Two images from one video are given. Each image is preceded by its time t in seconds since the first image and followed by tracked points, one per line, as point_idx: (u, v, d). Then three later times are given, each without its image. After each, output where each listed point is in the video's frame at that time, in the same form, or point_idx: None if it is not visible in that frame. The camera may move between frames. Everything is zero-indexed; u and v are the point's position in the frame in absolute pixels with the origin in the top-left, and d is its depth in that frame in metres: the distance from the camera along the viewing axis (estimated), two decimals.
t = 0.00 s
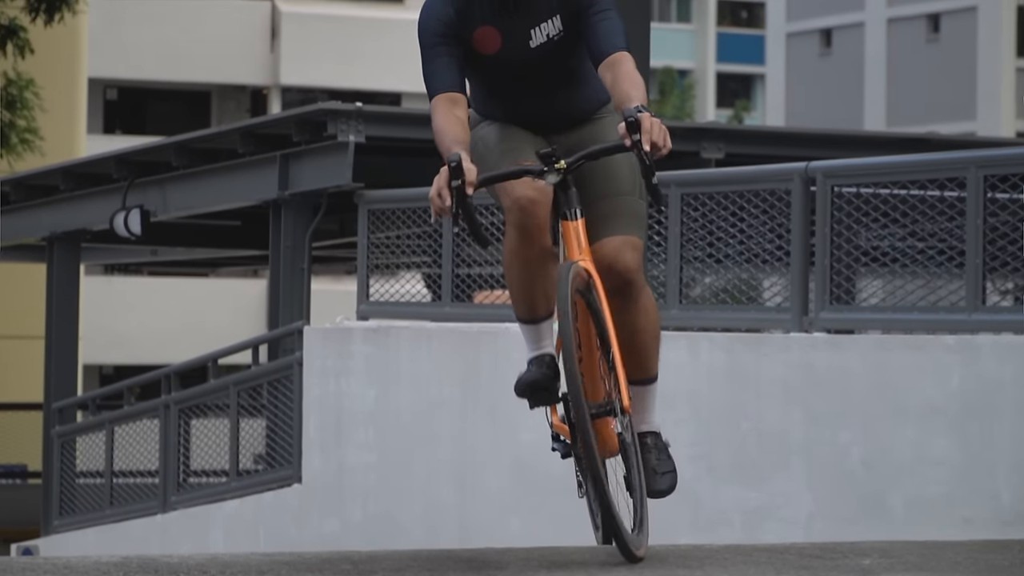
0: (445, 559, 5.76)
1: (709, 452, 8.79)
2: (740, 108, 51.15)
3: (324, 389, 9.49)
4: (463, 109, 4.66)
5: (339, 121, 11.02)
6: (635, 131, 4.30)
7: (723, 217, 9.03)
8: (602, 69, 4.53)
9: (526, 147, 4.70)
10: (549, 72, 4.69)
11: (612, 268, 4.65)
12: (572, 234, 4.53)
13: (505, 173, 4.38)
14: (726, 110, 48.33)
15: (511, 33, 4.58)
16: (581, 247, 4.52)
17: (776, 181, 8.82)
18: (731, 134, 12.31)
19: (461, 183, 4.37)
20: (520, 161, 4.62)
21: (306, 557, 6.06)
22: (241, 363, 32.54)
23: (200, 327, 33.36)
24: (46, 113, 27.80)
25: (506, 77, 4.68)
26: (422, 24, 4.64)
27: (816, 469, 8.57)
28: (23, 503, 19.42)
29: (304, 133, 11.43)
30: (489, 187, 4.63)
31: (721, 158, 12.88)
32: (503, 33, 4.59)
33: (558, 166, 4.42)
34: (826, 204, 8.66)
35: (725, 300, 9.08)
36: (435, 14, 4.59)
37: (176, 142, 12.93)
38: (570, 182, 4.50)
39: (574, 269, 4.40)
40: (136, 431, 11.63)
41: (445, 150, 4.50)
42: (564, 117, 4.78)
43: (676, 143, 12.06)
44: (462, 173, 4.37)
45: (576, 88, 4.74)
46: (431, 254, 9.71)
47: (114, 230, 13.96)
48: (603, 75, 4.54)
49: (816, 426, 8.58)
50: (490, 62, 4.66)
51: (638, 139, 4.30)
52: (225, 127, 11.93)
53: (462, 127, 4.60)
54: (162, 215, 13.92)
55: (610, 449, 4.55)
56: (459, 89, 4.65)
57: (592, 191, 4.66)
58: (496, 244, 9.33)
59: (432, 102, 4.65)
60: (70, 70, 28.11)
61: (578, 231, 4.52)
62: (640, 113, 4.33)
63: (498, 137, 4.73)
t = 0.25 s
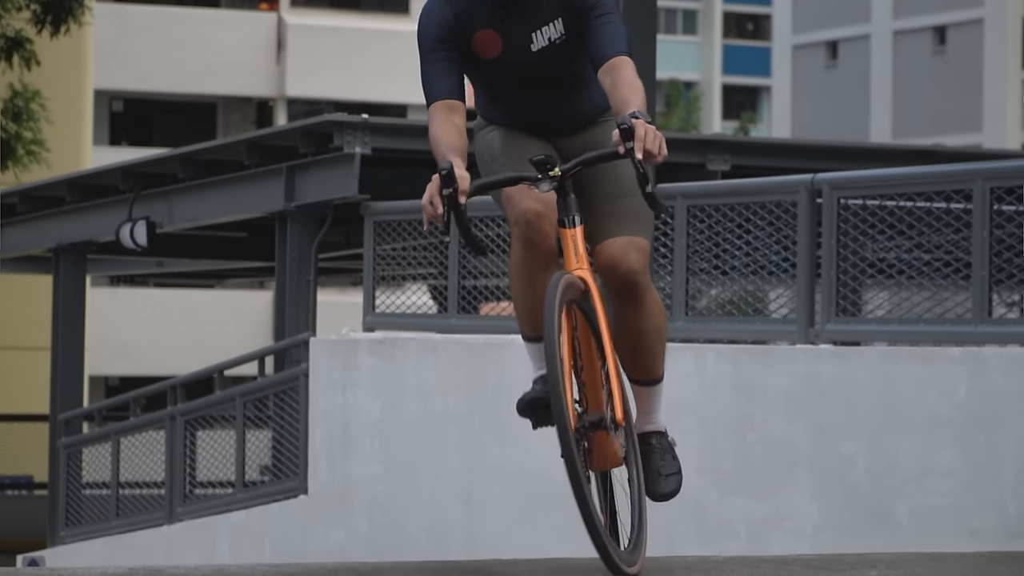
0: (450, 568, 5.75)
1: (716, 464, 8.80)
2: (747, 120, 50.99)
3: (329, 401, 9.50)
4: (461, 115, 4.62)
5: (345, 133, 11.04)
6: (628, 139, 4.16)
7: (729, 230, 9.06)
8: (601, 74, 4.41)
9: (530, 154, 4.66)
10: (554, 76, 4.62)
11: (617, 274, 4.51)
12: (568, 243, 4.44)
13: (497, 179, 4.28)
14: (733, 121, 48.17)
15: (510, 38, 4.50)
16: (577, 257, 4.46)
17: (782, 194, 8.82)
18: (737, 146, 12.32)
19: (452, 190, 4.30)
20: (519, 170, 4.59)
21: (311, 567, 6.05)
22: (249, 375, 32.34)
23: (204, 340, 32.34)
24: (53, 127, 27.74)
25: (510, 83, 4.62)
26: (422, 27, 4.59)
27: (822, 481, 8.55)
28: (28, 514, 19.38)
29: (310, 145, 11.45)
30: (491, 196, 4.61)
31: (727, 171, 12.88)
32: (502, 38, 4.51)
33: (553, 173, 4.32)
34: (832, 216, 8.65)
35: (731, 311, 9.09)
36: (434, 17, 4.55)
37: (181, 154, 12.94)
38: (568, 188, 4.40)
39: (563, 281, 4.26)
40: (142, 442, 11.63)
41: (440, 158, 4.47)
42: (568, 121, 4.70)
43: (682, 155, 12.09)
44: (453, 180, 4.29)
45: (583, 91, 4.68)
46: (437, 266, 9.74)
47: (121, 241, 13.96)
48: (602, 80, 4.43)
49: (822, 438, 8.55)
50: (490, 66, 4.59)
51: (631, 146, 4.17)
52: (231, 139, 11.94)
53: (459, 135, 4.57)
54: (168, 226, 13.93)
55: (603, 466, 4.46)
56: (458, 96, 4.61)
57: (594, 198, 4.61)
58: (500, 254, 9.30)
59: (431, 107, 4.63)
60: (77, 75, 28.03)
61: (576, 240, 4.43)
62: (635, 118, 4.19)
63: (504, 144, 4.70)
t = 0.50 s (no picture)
0: None
1: (725, 473, 8.80)
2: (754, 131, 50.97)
3: (339, 409, 9.53)
4: (458, 118, 4.62)
5: (354, 141, 11.07)
6: (620, 141, 4.04)
7: (738, 239, 9.06)
8: (602, 74, 4.35)
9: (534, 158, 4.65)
10: (557, 77, 4.59)
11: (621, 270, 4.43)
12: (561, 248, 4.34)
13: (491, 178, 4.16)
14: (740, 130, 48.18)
15: (509, 37, 4.48)
16: (570, 262, 4.35)
17: (791, 203, 8.82)
18: (746, 155, 12.34)
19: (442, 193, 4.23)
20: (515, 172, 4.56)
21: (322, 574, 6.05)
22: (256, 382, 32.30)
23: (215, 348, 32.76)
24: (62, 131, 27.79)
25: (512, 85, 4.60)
26: (423, 28, 4.60)
27: (831, 491, 8.52)
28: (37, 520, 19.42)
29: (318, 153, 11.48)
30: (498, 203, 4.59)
31: (736, 180, 12.89)
32: (501, 37, 4.48)
33: (546, 175, 4.23)
34: (841, 226, 8.65)
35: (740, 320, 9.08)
36: (435, 16, 4.55)
37: (191, 162, 12.98)
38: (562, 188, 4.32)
39: (552, 284, 4.13)
40: (150, 450, 11.65)
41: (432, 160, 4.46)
42: (571, 120, 4.68)
43: (691, 164, 12.13)
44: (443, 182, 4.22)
45: (587, 91, 4.66)
46: (445, 274, 9.73)
47: (129, 248, 13.96)
48: (602, 81, 4.37)
49: (831, 448, 8.53)
50: (491, 66, 4.56)
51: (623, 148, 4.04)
52: (240, 146, 11.98)
53: (454, 137, 4.57)
54: (177, 233, 13.96)
55: (602, 473, 4.32)
56: (455, 98, 4.62)
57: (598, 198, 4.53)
58: (504, 262, 9.30)
59: (428, 109, 4.64)
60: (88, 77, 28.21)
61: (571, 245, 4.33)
62: (627, 120, 4.07)
63: (507, 147, 4.69)
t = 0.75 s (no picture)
0: None
1: (730, 480, 8.74)
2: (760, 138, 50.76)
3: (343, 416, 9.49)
4: (451, 115, 4.39)
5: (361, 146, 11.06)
6: (613, 142, 3.88)
7: (745, 245, 9.02)
8: (598, 72, 4.14)
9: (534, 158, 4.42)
10: (557, 75, 4.35)
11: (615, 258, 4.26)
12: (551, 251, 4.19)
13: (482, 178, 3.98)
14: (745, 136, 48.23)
15: (507, 33, 4.23)
16: (561, 266, 4.19)
17: (797, 210, 8.80)
18: (751, 162, 12.32)
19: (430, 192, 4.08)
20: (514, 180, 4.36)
21: None
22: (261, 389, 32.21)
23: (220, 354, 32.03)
24: (69, 136, 27.79)
25: (509, 81, 4.35)
26: (416, 22, 4.36)
27: (838, 498, 8.50)
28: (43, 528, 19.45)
29: (325, 158, 11.46)
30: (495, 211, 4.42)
31: (742, 186, 12.86)
32: (498, 34, 4.24)
33: (536, 175, 4.07)
34: (848, 233, 8.63)
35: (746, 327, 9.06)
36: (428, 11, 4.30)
37: (197, 168, 12.95)
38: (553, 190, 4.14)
39: (540, 288, 3.98)
40: (155, 456, 11.64)
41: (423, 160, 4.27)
42: (573, 118, 4.45)
43: (697, 171, 12.10)
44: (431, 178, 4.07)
45: (590, 88, 4.42)
46: (451, 282, 9.74)
47: (135, 254, 13.89)
48: (599, 79, 4.15)
49: (837, 454, 8.51)
50: (487, 64, 4.31)
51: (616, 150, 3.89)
52: (246, 153, 11.96)
53: (447, 136, 4.34)
54: (182, 239, 13.93)
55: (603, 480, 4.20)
56: (448, 96, 4.38)
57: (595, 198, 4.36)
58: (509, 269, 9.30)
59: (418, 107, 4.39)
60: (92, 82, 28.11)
61: (561, 246, 4.18)
62: (620, 121, 3.90)
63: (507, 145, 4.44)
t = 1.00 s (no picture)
0: None
1: (736, 486, 8.70)
2: (764, 144, 50.81)
3: (349, 422, 9.54)
4: (436, 113, 4.91)
5: (366, 154, 11.08)
6: (602, 143, 4.21)
7: (750, 252, 9.05)
8: (590, 67, 4.59)
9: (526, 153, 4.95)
10: (548, 68, 4.81)
11: (611, 251, 4.71)
12: (536, 253, 4.54)
13: (468, 177, 4.37)
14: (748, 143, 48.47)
15: (497, 31, 4.71)
16: (545, 269, 4.53)
17: (802, 216, 8.82)
18: (757, 168, 12.36)
19: (411, 190, 4.47)
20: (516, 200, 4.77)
21: None
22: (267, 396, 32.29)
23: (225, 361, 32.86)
24: (72, 144, 27.95)
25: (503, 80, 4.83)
26: (411, 21, 4.85)
27: (843, 505, 8.41)
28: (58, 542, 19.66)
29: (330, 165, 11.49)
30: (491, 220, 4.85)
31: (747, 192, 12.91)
32: (489, 30, 4.71)
33: (522, 175, 4.46)
34: (853, 239, 8.64)
35: (750, 333, 9.04)
36: (418, 12, 4.80)
37: (202, 175, 13.00)
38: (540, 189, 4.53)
39: (523, 290, 4.29)
40: (161, 463, 11.70)
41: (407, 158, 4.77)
42: (567, 107, 4.93)
43: (703, 177, 12.13)
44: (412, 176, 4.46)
45: (581, 82, 4.88)
46: (455, 287, 9.75)
47: (140, 261, 13.89)
48: (591, 74, 4.60)
49: (842, 461, 8.43)
50: (479, 58, 4.79)
51: (601, 151, 4.23)
52: (251, 160, 11.99)
53: (432, 132, 4.86)
54: (188, 246, 13.98)
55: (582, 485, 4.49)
56: (433, 94, 4.90)
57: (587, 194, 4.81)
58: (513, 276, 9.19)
59: (406, 106, 4.92)
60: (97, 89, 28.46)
61: (546, 249, 4.53)
62: (609, 121, 4.22)
63: (505, 143, 4.98)
